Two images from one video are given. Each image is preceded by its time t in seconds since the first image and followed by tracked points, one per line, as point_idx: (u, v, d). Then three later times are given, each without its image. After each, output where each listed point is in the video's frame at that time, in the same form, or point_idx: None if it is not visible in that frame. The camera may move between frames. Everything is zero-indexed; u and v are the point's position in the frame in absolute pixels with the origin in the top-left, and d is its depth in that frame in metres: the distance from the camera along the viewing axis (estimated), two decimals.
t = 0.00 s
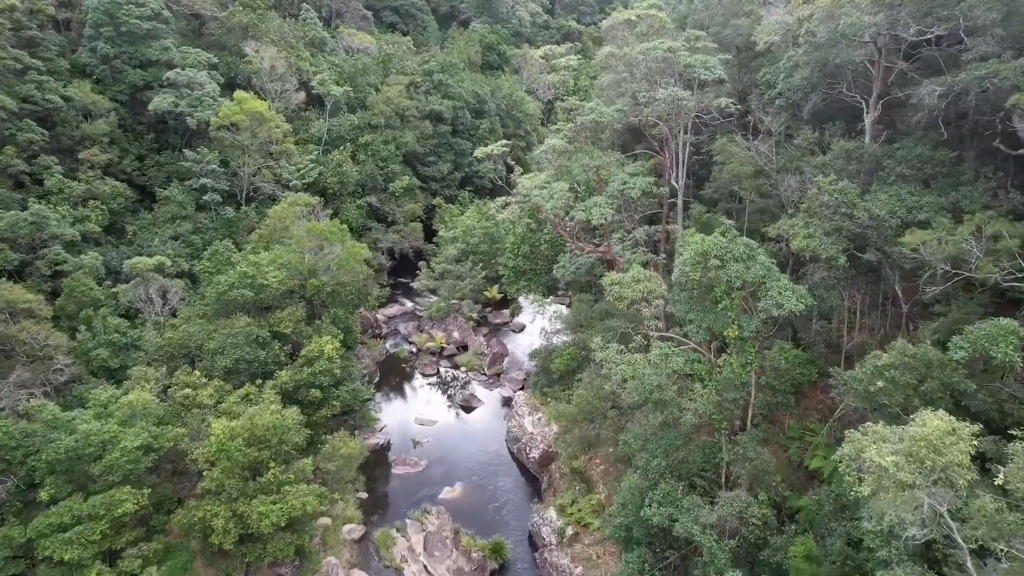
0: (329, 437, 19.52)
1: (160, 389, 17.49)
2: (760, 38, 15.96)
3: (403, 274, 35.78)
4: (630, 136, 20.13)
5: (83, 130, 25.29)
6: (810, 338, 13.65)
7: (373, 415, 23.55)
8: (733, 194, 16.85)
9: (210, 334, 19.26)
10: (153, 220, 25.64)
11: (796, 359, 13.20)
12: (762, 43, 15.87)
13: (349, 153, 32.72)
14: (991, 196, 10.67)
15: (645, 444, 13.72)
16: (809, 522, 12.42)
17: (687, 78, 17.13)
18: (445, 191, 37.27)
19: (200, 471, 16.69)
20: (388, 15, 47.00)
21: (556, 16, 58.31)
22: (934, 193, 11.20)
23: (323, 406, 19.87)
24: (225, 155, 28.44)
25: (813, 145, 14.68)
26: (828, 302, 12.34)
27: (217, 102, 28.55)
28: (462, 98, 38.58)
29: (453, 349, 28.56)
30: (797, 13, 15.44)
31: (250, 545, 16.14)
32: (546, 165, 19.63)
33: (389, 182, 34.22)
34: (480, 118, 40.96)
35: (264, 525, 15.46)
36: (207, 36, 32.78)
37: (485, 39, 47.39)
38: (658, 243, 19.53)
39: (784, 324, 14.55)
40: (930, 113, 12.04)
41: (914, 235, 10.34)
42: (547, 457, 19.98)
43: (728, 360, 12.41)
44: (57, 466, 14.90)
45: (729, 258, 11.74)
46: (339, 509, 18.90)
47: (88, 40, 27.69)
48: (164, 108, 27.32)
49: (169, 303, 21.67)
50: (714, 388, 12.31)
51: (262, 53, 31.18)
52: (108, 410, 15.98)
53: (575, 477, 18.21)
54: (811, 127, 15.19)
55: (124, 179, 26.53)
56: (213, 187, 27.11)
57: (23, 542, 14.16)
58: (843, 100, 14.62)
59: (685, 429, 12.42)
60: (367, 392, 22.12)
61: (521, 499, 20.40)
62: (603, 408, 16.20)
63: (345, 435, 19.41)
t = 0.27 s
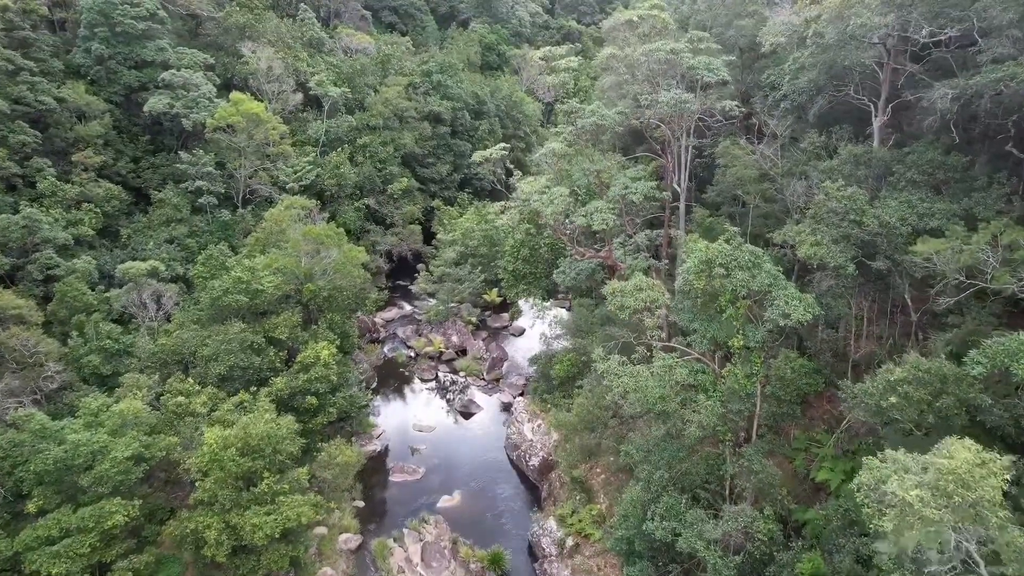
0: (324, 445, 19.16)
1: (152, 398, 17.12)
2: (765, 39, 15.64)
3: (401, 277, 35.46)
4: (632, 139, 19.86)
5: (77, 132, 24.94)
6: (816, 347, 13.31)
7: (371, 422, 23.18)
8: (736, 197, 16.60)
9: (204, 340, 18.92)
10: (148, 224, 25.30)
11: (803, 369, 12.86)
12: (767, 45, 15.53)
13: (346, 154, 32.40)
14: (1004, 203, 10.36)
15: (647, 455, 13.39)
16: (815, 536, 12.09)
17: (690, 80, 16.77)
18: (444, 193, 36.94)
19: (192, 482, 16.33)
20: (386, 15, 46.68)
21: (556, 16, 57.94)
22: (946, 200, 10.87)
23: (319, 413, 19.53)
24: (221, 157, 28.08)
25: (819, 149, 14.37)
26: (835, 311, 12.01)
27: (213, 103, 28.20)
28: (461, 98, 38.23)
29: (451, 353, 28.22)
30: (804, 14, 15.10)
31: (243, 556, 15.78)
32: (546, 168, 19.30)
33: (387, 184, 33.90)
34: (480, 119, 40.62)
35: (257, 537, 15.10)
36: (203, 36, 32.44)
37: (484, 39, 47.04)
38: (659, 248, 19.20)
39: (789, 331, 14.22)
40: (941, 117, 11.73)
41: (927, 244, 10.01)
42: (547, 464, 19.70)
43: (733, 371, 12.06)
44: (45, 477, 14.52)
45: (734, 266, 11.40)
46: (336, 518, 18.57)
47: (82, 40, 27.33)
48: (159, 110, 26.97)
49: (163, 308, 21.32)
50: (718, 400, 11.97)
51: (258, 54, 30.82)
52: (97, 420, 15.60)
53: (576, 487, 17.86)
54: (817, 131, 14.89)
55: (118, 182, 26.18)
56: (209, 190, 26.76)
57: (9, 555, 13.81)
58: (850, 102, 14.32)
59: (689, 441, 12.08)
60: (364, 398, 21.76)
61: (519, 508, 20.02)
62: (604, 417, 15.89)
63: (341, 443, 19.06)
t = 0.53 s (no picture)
0: (320, 453, 18.82)
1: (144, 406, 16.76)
2: (771, 41, 15.32)
3: (399, 279, 35.19)
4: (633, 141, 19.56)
5: (71, 134, 24.58)
6: (822, 356, 12.99)
7: (368, 428, 22.81)
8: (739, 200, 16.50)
9: (198, 347, 18.57)
10: (142, 227, 24.96)
11: (809, 379, 12.53)
12: (774, 46, 15.31)
13: (344, 156, 32.07)
14: (1022, 210, 10.02)
15: (650, 468, 13.05)
16: (822, 552, 11.74)
17: (694, 82, 16.41)
18: (443, 195, 36.60)
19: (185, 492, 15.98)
20: (385, 15, 46.34)
21: (556, 16, 57.55)
22: (959, 206, 10.56)
23: (315, 420, 19.19)
24: (217, 159, 27.70)
25: (826, 153, 14.03)
26: (844, 321, 11.68)
27: (209, 104, 27.83)
28: (460, 99, 37.87)
29: (450, 357, 27.88)
30: (811, 15, 14.77)
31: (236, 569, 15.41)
32: (546, 172, 18.95)
33: (386, 186, 33.56)
34: (479, 120, 40.27)
35: (250, 551, 14.74)
36: (199, 36, 32.08)
37: (484, 40, 46.68)
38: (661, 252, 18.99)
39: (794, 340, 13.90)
40: (953, 120, 11.44)
41: (940, 254, 9.69)
42: (547, 472, 19.37)
43: (738, 382, 11.73)
44: (32, 489, 14.16)
45: (741, 275, 11.06)
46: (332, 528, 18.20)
47: (76, 41, 26.97)
48: (154, 111, 26.60)
49: (157, 313, 20.98)
50: (722, 412, 11.64)
51: (255, 55, 30.45)
52: (87, 430, 15.24)
53: (576, 497, 17.53)
54: (823, 135, 14.60)
55: (113, 185, 25.83)
56: (204, 192, 26.40)
57: None
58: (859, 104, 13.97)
59: (692, 454, 11.74)
60: (361, 404, 21.41)
61: (519, 517, 19.61)
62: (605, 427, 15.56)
63: (337, 450, 18.70)
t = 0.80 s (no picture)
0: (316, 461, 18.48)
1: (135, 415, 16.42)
2: (777, 43, 15.08)
3: (398, 282, 34.87)
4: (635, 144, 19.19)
5: (64, 135, 24.22)
6: (829, 366, 12.66)
7: (365, 434, 22.43)
8: (743, 206, 16.11)
9: (191, 354, 18.22)
10: (137, 230, 24.62)
11: (816, 390, 12.20)
12: (781, 47, 14.98)
13: (342, 158, 31.74)
14: None
15: (652, 481, 12.71)
16: (830, 568, 11.40)
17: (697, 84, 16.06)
18: (442, 197, 36.28)
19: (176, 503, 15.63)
20: (384, 15, 46.04)
21: (556, 16, 57.19)
22: (972, 214, 10.25)
23: (311, 428, 18.84)
24: (212, 161, 27.33)
25: (833, 158, 13.69)
26: (852, 331, 11.34)
27: (205, 106, 27.48)
28: (459, 101, 37.54)
29: (448, 362, 27.54)
30: (818, 16, 14.47)
31: None
32: (546, 175, 18.61)
33: (384, 188, 33.24)
34: (478, 121, 39.93)
35: (242, 564, 14.37)
36: (196, 37, 31.73)
37: (483, 40, 46.35)
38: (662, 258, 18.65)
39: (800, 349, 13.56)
40: (966, 125, 11.17)
41: (955, 263, 9.36)
42: (547, 481, 19.04)
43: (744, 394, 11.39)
44: (19, 501, 13.79)
45: (747, 284, 10.71)
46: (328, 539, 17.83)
47: (70, 41, 26.61)
48: (149, 113, 26.24)
49: (150, 318, 20.64)
50: (727, 425, 11.29)
51: (252, 55, 30.09)
52: (76, 440, 14.89)
53: (577, 507, 17.22)
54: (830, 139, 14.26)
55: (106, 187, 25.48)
56: (199, 195, 26.05)
57: None
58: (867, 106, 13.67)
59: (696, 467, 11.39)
60: (358, 411, 21.05)
61: (518, 527, 19.17)
62: (606, 437, 15.23)
63: (333, 458, 18.35)
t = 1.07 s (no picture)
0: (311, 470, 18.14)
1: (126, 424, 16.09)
2: (784, 44, 14.88)
3: (396, 285, 34.54)
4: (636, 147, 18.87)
5: (58, 137, 23.87)
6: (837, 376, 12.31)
7: (362, 441, 22.07)
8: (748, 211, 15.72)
9: (184, 360, 17.89)
10: (131, 233, 24.29)
11: (824, 402, 11.86)
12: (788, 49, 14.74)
13: (339, 160, 31.42)
14: None
15: (655, 494, 12.36)
16: None
17: (701, 86, 15.71)
18: (440, 200, 35.95)
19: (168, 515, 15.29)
20: (383, 16, 45.73)
21: (556, 16, 56.83)
22: (987, 221, 9.92)
23: (306, 436, 18.50)
24: (208, 163, 27.00)
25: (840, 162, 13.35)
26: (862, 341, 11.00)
27: (201, 107, 27.15)
28: (458, 102, 37.18)
29: (447, 367, 27.22)
30: (826, 17, 14.15)
31: None
32: (546, 179, 18.26)
33: (382, 190, 32.92)
34: (478, 122, 39.59)
35: None
36: (192, 37, 31.38)
37: (482, 40, 46.02)
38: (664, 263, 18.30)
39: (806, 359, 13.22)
40: (981, 129, 10.83)
41: (970, 274, 9.01)
42: (547, 489, 18.68)
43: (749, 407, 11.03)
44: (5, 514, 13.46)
45: (754, 294, 10.37)
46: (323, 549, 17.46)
47: (64, 42, 26.26)
48: (144, 114, 25.90)
49: (144, 324, 20.31)
50: (732, 438, 10.94)
51: (249, 56, 29.75)
52: (65, 451, 14.56)
53: (577, 517, 16.84)
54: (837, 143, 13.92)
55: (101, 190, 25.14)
56: (195, 198, 25.70)
57: None
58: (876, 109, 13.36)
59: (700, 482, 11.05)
60: (355, 417, 20.70)
61: (517, 537, 18.76)
62: (607, 446, 14.89)
63: (329, 467, 17.97)
